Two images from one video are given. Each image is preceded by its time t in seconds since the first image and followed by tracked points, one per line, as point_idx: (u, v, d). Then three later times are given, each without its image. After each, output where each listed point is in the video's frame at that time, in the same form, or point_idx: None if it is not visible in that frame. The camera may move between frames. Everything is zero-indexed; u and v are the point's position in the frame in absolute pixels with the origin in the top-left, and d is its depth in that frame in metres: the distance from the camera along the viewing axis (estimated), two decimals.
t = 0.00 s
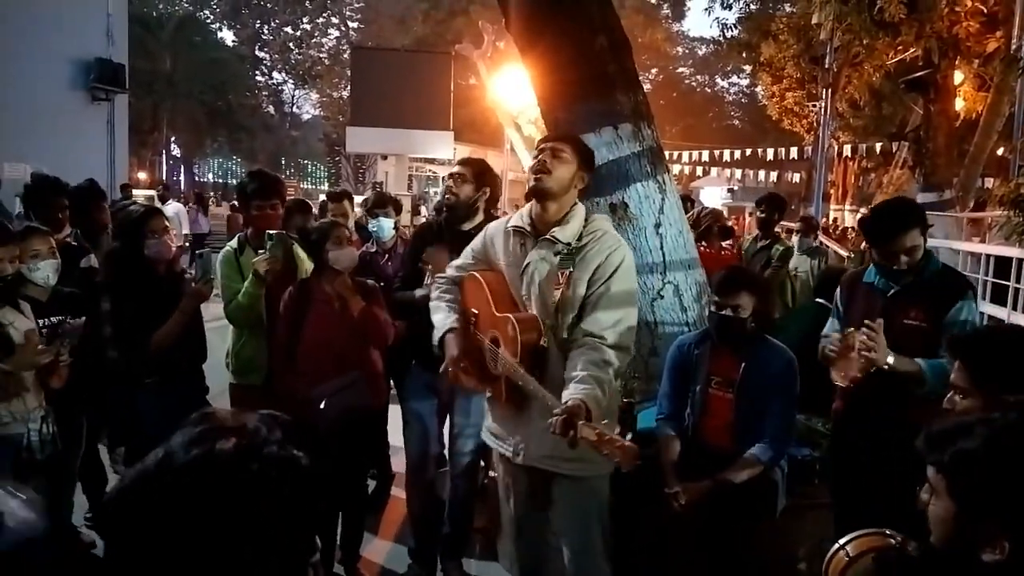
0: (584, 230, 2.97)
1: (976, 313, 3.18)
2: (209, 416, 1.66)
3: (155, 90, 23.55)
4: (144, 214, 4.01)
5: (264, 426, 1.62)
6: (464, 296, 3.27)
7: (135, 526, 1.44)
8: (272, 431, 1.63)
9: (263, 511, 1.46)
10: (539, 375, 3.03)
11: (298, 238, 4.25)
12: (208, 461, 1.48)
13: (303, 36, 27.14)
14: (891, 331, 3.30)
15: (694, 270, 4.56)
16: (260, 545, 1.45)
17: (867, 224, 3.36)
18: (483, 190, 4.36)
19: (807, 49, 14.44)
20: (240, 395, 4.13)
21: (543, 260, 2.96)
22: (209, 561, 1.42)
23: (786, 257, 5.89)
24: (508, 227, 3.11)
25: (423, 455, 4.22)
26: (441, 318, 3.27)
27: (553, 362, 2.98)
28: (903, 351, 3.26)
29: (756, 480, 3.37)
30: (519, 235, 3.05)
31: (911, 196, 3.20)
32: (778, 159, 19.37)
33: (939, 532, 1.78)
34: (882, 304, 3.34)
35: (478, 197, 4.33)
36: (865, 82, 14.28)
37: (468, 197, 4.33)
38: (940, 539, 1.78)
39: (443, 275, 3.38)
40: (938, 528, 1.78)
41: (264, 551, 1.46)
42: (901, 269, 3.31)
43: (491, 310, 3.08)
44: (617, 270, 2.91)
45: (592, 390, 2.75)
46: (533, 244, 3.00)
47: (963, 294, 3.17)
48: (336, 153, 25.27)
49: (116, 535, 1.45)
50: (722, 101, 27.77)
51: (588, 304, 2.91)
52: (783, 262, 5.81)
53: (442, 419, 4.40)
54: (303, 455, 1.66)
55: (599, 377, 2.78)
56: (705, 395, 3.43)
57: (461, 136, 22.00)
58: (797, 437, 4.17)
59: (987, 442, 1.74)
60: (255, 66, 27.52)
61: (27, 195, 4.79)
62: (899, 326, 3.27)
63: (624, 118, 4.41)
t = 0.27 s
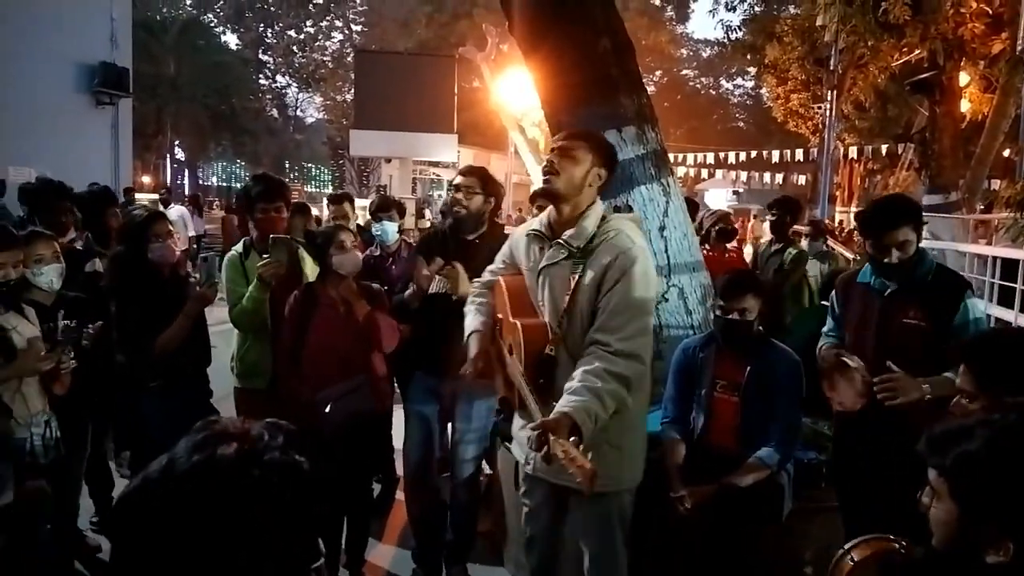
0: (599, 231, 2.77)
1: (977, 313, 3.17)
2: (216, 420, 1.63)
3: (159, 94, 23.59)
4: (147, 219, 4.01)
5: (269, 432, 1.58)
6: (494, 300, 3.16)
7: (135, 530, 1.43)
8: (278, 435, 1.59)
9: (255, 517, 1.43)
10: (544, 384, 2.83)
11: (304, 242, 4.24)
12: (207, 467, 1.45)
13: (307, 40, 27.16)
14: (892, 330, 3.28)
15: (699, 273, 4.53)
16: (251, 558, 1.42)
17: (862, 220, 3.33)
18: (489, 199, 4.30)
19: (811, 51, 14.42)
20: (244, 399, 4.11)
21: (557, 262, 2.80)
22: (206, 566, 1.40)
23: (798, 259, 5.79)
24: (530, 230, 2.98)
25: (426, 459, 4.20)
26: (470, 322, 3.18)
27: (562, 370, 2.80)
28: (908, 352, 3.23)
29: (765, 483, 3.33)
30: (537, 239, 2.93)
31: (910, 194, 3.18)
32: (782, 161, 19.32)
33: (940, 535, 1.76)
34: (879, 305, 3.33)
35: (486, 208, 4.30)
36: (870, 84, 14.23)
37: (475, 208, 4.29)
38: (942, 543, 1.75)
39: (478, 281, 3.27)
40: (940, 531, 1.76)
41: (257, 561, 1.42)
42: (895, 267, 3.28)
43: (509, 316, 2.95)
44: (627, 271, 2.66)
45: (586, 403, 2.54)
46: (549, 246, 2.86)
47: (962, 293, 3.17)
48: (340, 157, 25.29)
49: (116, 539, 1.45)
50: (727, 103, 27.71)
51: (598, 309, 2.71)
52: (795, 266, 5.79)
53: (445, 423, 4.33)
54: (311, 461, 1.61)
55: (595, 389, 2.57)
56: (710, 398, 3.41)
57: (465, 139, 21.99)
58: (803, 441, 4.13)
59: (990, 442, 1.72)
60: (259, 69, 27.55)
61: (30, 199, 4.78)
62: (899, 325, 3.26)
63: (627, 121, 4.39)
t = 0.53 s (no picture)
0: (612, 241, 2.66)
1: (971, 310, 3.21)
2: (186, 433, 1.66)
3: (160, 97, 23.62)
4: (147, 222, 4.03)
5: (240, 442, 1.63)
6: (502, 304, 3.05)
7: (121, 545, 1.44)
8: (249, 444, 1.64)
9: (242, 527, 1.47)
10: (545, 398, 2.69)
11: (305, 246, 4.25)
12: (182, 482, 1.48)
13: (308, 42, 27.18)
14: (888, 327, 3.30)
15: (698, 274, 4.53)
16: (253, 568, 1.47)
17: (858, 218, 3.36)
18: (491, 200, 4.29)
19: (812, 50, 14.37)
20: (244, 402, 4.08)
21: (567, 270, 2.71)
22: None
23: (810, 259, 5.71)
24: (544, 233, 2.89)
25: (429, 462, 4.20)
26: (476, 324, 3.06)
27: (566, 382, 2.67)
28: (907, 348, 3.26)
29: (766, 483, 3.34)
30: (550, 243, 2.83)
31: (898, 194, 3.24)
32: (784, 160, 19.29)
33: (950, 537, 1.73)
34: (876, 303, 3.34)
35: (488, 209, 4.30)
36: (871, 83, 14.21)
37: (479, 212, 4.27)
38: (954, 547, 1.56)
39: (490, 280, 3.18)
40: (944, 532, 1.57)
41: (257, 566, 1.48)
42: (896, 266, 3.29)
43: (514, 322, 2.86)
44: (639, 286, 2.55)
45: (581, 422, 2.44)
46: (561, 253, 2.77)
47: (958, 290, 3.20)
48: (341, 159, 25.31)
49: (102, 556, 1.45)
50: (728, 102, 27.68)
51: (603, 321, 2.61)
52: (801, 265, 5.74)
53: (447, 424, 4.33)
54: (281, 467, 1.67)
55: (594, 407, 2.47)
56: (711, 399, 3.41)
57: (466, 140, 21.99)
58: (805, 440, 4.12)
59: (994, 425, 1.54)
60: (260, 72, 27.57)
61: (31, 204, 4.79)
62: (895, 323, 3.28)
63: (627, 121, 4.41)
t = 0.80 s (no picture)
0: (623, 238, 2.70)
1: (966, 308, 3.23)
2: (187, 427, 1.70)
3: (161, 97, 23.63)
4: (147, 222, 4.07)
5: (237, 433, 1.64)
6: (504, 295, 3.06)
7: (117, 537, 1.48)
8: (246, 435, 1.64)
9: (232, 515, 1.48)
10: (540, 383, 2.72)
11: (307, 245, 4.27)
12: (172, 474, 1.51)
13: (308, 42, 27.18)
14: (881, 325, 3.33)
15: (698, 273, 4.56)
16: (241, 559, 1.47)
17: (854, 215, 3.41)
18: (483, 202, 4.35)
19: (812, 50, 14.35)
20: (245, 401, 4.11)
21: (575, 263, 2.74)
22: (192, 566, 1.44)
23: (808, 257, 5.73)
24: (553, 227, 2.91)
25: (428, 460, 4.22)
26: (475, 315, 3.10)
27: (561, 371, 2.71)
28: (899, 346, 3.28)
29: (764, 481, 3.36)
30: (559, 236, 2.86)
31: (895, 192, 3.28)
32: (784, 159, 19.29)
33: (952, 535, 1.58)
34: (869, 301, 3.37)
35: (481, 210, 4.34)
36: (871, 82, 14.23)
37: (473, 213, 4.31)
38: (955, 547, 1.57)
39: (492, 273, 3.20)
40: (946, 532, 1.58)
41: (246, 555, 1.48)
42: (891, 264, 3.32)
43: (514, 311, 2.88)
44: (645, 285, 2.58)
45: (579, 408, 2.46)
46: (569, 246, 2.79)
47: (950, 288, 3.23)
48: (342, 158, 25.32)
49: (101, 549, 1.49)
50: (729, 102, 27.66)
51: (605, 316, 2.64)
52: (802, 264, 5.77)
53: (446, 422, 4.35)
54: (280, 458, 1.67)
55: (589, 396, 2.50)
56: (710, 397, 3.43)
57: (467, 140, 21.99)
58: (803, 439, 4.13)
59: (966, 417, 1.60)
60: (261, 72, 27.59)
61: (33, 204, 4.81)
62: (889, 320, 3.31)
63: (627, 121, 4.40)
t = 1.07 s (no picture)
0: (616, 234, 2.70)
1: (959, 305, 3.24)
2: (213, 424, 1.66)
3: (166, 97, 23.65)
4: (153, 222, 4.09)
5: (267, 432, 1.61)
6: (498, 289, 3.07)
7: (141, 534, 1.44)
8: (275, 434, 1.61)
9: (261, 516, 1.46)
10: (526, 369, 2.76)
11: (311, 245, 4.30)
12: (206, 471, 1.47)
13: (312, 42, 27.22)
14: (880, 323, 3.35)
15: (701, 271, 4.55)
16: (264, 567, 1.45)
17: (852, 214, 3.40)
18: (489, 198, 4.31)
19: (817, 48, 14.36)
20: (251, 401, 4.14)
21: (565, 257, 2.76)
22: (209, 568, 1.42)
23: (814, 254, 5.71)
24: (550, 223, 2.94)
25: (432, 458, 4.23)
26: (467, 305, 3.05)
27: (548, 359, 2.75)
28: (898, 343, 3.31)
29: (767, 480, 3.36)
30: (554, 232, 2.89)
31: (896, 190, 3.29)
32: (789, 158, 19.25)
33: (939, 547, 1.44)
34: (869, 299, 3.38)
35: (486, 206, 4.31)
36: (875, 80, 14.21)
37: (479, 207, 4.30)
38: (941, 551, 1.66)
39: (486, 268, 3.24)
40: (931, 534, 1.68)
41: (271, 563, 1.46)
42: (891, 262, 3.33)
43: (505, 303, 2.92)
44: (633, 279, 2.58)
45: (559, 394, 2.47)
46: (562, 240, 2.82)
47: (947, 285, 3.24)
48: (346, 157, 25.35)
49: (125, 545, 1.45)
50: (733, 100, 27.60)
51: (593, 309, 2.65)
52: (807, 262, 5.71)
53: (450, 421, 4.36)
54: (308, 459, 1.64)
55: (571, 382, 2.51)
56: (713, 396, 3.43)
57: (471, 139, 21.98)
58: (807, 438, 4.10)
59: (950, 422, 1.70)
60: (265, 71, 27.61)
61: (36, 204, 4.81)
62: (888, 318, 3.33)
63: (629, 120, 4.39)
